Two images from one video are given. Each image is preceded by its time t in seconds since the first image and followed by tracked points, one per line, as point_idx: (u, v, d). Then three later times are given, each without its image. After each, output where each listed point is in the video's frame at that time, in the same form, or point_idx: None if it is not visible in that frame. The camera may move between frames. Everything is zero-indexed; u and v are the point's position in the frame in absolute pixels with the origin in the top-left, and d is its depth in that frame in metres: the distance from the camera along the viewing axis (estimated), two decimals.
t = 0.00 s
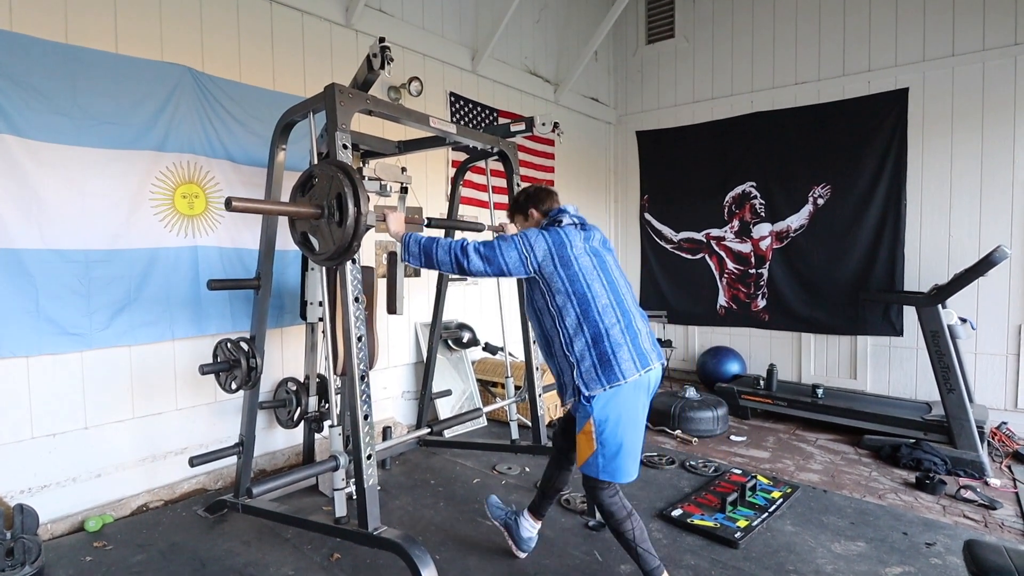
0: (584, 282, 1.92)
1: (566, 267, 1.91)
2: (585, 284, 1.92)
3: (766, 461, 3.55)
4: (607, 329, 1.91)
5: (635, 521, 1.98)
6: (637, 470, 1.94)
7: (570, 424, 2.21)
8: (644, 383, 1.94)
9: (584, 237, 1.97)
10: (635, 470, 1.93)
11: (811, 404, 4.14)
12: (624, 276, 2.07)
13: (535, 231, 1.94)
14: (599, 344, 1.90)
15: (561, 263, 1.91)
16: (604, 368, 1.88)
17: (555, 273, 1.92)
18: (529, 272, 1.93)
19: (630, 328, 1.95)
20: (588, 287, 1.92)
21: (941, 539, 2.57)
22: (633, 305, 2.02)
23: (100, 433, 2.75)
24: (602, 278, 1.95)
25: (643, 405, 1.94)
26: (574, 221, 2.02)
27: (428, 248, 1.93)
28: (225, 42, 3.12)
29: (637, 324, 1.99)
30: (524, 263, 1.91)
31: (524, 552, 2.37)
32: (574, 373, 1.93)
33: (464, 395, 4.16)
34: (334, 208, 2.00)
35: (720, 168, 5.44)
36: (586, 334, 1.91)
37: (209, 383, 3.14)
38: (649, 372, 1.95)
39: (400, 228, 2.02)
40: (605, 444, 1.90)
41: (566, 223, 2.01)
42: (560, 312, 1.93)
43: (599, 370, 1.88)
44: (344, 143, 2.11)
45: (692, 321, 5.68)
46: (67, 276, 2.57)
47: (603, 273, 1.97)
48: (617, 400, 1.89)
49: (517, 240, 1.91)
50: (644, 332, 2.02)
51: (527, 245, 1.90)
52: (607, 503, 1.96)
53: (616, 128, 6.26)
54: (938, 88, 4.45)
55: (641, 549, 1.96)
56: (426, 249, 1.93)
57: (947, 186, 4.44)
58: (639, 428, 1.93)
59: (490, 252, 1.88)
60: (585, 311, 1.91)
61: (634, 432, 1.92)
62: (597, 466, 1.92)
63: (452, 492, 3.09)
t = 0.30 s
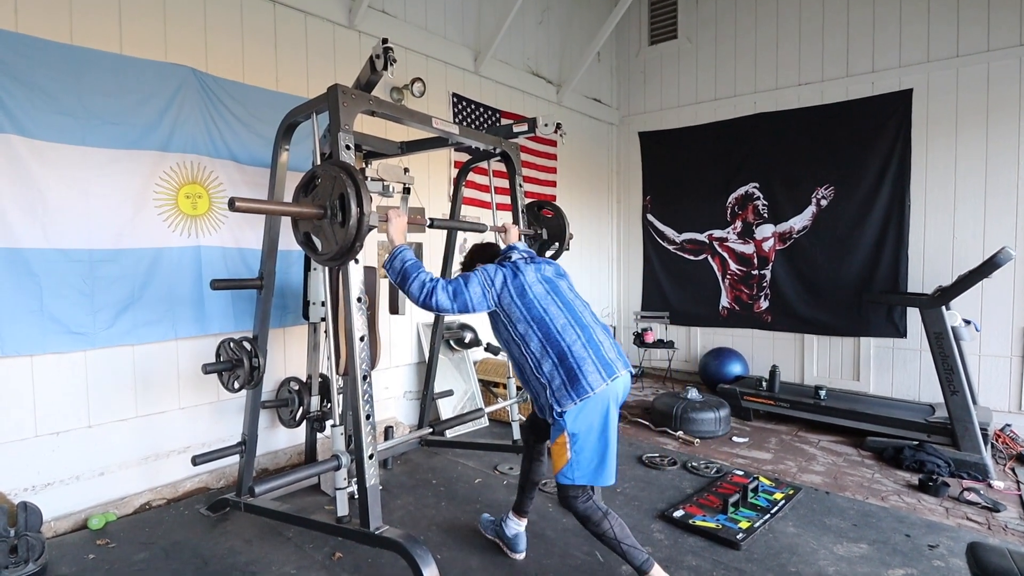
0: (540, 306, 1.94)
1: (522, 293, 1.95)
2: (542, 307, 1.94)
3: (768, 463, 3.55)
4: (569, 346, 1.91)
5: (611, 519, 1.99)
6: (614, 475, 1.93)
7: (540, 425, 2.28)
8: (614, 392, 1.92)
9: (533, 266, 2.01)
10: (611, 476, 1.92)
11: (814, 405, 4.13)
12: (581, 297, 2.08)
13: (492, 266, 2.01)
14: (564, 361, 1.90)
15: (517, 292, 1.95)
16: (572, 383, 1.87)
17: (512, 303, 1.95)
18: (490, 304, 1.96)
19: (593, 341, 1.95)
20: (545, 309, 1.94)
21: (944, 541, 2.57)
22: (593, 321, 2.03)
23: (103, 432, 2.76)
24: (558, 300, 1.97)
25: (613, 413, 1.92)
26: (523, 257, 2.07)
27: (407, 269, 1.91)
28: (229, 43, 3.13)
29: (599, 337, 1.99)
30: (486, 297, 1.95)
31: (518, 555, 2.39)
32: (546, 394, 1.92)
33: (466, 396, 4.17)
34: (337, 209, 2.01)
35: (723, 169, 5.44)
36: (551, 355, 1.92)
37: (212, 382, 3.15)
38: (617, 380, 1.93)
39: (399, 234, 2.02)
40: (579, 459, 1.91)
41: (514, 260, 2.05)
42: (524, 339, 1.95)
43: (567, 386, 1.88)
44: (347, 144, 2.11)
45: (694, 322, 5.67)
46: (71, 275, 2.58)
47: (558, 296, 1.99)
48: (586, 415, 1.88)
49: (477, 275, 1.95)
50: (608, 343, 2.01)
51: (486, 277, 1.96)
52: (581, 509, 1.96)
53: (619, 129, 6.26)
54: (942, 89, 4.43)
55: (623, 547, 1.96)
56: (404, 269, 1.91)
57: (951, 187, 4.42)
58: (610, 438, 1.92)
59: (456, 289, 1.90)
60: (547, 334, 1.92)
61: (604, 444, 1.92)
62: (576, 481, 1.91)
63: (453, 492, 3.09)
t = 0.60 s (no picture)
0: (495, 296, 2.02)
1: (482, 285, 2.02)
2: (496, 297, 2.02)
3: (770, 459, 3.55)
4: (521, 332, 2.00)
5: (564, 488, 2.04)
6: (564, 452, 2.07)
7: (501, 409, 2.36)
8: (564, 376, 2.02)
9: (490, 258, 2.08)
10: (561, 453, 2.06)
11: (816, 402, 4.13)
12: (534, 288, 2.17)
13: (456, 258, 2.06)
14: (515, 348, 2.00)
15: (477, 284, 2.02)
16: (523, 367, 1.97)
17: (473, 294, 2.03)
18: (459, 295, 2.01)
19: (544, 328, 2.03)
20: (499, 299, 2.03)
21: (946, 538, 2.56)
22: (543, 310, 2.12)
23: (106, 426, 2.77)
24: (512, 290, 2.05)
25: (563, 395, 2.02)
26: (480, 250, 2.15)
27: (401, 263, 1.91)
28: (231, 37, 3.12)
29: (549, 324, 2.08)
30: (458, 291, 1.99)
31: (518, 549, 2.40)
32: (501, 380, 2.02)
33: (467, 391, 4.17)
34: (339, 204, 2.00)
35: (726, 165, 5.42)
36: (504, 343, 2.01)
37: (215, 376, 3.16)
38: (566, 363, 2.03)
39: (399, 229, 2.02)
40: (529, 440, 2.01)
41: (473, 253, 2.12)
42: (480, 329, 2.04)
43: (519, 371, 1.97)
44: (349, 139, 2.10)
45: (696, 318, 5.67)
46: (74, 270, 2.58)
47: (512, 286, 2.07)
48: (537, 397, 1.98)
49: (447, 268, 1.99)
50: (559, 331, 2.10)
51: (456, 270, 1.99)
52: (533, 480, 2.07)
53: (621, 124, 6.24)
54: (947, 84, 4.41)
55: (576, 514, 1.98)
56: (398, 262, 1.91)
57: (955, 184, 4.40)
58: (560, 419, 2.03)
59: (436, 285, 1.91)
60: (500, 322, 2.01)
61: (554, 425, 2.02)
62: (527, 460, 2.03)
63: (455, 487, 3.09)
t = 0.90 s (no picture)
0: (473, 277, 2.18)
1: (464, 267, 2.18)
2: (474, 277, 2.18)
3: (773, 459, 3.54)
4: (494, 311, 2.17)
5: (491, 460, 2.26)
6: (514, 421, 2.24)
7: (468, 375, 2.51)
8: (531, 353, 2.20)
9: (471, 240, 2.23)
10: (511, 421, 2.23)
11: (819, 402, 4.12)
12: (510, 271, 2.34)
13: (442, 238, 2.19)
14: (487, 324, 2.18)
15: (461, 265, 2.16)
16: (491, 342, 2.14)
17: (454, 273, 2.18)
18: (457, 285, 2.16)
19: (515, 308, 2.22)
20: (476, 280, 2.19)
21: (950, 538, 2.56)
22: (515, 292, 2.31)
23: (109, 424, 2.77)
24: (488, 272, 2.23)
25: (528, 370, 2.20)
26: (460, 230, 2.27)
27: (416, 260, 2.00)
28: (234, 36, 3.12)
29: (520, 305, 2.27)
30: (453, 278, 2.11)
31: (534, 547, 2.35)
32: (470, 351, 2.20)
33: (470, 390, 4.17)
34: (342, 202, 2.00)
35: (728, 164, 5.41)
36: (477, 320, 2.19)
37: (217, 375, 3.16)
38: (535, 342, 2.22)
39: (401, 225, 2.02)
40: (484, 405, 2.17)
41: (453, 233, 2.23)
42: (455, 304, 2.21)
43: (489, 345, 2.15)
44: (352, 137, 2.10)
45: (699, 318, 5.66)
46: (79, 268, 2.59)
47: (488, 268, 2.24)
48: (502, 369, 2.15)
49: (442, 252, 2.11)
50: (529, 312, 2.29)
51: (448, 252, 2.12)
52: (469, 444, 2.25)
53: (624, 123, 6.23)
54: (951, 83, 4.39)
55: (492, 484, 2.27)
56: (413, 260, 2.00)
57: (959, 183, 4.38)
58: (519, 389, 2.21)
59: (442, 273, 2.06)
60: (475, 301, 2.19)
61: (514, 395, 2.20)
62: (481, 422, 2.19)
63: (457, 486, 3.10)
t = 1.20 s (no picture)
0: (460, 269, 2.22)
1: (457, 259, 2.20)
2: (461, 270, 2.21)
3: (775, 458, 3.54)
4: (476, 303, 2.21)
5: (478, 462, 2.27)
6: (503, 414, 2.24)
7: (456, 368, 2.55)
8: (513, 344, 2.23)
9: (462, 233, 2.26)
10: (501, 413, 2.23)
11: (822, 401, 4.11)
12: (497, 265, 2.37)
13: (434, 229, 2.22)
14: (468, 316, 2.21)
15: (455, 257, 2.18)
16: (473, 333, 2.17)
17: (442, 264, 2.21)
18: (453, 284, 2.20)
19: (496, 301, 2.26)
20: (463, 272, 2.22)
21: (953, 538, 2.55)
22: (499, 286, 2.34)
23: (111, 423, 2.78)
24: (476, 266, 2.26)
25: (510, 361, 2.22)
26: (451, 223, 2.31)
27: (422, 261, 2.05)
28: (237, 35, 3.13)
29: (501, 297, 2.30)
30: (449, 273, 2.15)
31: (522, 535, 2.48)
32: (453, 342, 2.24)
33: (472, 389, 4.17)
34: (343, 202, 2.00)
35: (730, 163, 5.41)
36: (461, 311, 2.23)
37: (220, 374, 3.16)
38: (516, 333, 2.24)
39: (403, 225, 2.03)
40: (473, 397, 2.19)
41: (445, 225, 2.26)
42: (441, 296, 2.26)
43: (470, 335, 2.18)
44: (354, 137, 2.10)
45: (702, 317, 5.66)
46: (82, 267, 2.59)
47: (476, 261, 2.27)
48: (484, 359, 2.17)
49: (441, 246, 2.15)
50: (511, 304, 2.32)
51: (447, 246, 2.16)
52: (460, 443, 2.24)
53: (626, 122, 6.22)
54: (954, 82, 4.38)
55: (475, 487, 2.29)
56: (419, 261, 2.05)
57: (962, 182, 4.37)
58: (506, 382, 2.22)
59: (447, 272, 2.13)
60: (460, 293, 2.22)
61: (502, 387, 2.22)
62: (472, 416, 2.20)
63: (459, 485, 3.10)
